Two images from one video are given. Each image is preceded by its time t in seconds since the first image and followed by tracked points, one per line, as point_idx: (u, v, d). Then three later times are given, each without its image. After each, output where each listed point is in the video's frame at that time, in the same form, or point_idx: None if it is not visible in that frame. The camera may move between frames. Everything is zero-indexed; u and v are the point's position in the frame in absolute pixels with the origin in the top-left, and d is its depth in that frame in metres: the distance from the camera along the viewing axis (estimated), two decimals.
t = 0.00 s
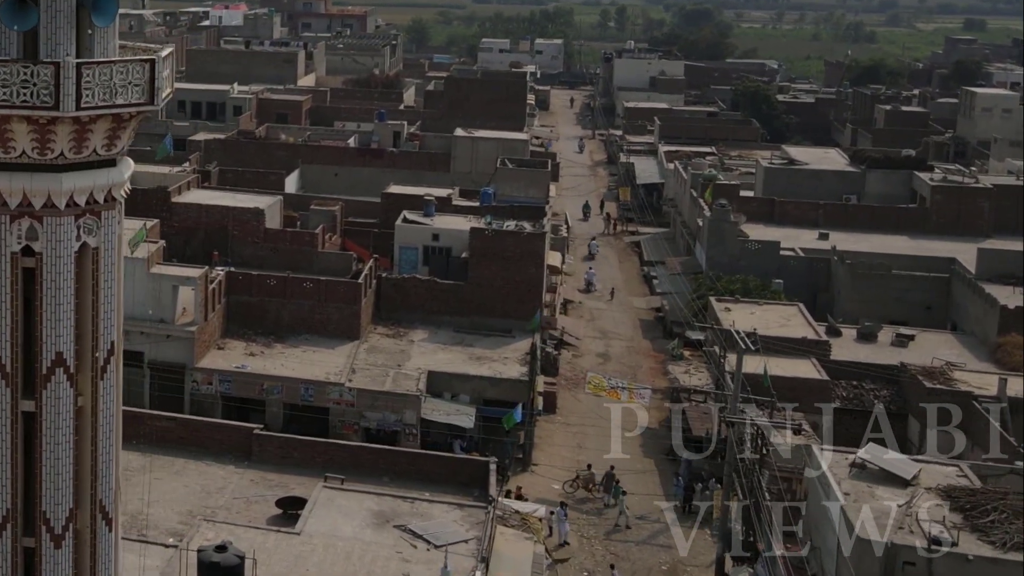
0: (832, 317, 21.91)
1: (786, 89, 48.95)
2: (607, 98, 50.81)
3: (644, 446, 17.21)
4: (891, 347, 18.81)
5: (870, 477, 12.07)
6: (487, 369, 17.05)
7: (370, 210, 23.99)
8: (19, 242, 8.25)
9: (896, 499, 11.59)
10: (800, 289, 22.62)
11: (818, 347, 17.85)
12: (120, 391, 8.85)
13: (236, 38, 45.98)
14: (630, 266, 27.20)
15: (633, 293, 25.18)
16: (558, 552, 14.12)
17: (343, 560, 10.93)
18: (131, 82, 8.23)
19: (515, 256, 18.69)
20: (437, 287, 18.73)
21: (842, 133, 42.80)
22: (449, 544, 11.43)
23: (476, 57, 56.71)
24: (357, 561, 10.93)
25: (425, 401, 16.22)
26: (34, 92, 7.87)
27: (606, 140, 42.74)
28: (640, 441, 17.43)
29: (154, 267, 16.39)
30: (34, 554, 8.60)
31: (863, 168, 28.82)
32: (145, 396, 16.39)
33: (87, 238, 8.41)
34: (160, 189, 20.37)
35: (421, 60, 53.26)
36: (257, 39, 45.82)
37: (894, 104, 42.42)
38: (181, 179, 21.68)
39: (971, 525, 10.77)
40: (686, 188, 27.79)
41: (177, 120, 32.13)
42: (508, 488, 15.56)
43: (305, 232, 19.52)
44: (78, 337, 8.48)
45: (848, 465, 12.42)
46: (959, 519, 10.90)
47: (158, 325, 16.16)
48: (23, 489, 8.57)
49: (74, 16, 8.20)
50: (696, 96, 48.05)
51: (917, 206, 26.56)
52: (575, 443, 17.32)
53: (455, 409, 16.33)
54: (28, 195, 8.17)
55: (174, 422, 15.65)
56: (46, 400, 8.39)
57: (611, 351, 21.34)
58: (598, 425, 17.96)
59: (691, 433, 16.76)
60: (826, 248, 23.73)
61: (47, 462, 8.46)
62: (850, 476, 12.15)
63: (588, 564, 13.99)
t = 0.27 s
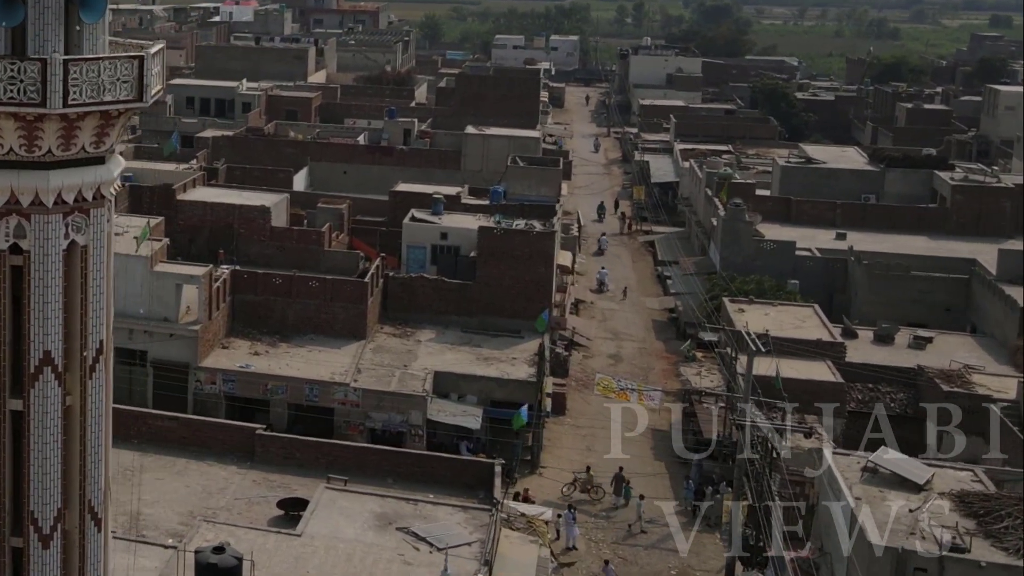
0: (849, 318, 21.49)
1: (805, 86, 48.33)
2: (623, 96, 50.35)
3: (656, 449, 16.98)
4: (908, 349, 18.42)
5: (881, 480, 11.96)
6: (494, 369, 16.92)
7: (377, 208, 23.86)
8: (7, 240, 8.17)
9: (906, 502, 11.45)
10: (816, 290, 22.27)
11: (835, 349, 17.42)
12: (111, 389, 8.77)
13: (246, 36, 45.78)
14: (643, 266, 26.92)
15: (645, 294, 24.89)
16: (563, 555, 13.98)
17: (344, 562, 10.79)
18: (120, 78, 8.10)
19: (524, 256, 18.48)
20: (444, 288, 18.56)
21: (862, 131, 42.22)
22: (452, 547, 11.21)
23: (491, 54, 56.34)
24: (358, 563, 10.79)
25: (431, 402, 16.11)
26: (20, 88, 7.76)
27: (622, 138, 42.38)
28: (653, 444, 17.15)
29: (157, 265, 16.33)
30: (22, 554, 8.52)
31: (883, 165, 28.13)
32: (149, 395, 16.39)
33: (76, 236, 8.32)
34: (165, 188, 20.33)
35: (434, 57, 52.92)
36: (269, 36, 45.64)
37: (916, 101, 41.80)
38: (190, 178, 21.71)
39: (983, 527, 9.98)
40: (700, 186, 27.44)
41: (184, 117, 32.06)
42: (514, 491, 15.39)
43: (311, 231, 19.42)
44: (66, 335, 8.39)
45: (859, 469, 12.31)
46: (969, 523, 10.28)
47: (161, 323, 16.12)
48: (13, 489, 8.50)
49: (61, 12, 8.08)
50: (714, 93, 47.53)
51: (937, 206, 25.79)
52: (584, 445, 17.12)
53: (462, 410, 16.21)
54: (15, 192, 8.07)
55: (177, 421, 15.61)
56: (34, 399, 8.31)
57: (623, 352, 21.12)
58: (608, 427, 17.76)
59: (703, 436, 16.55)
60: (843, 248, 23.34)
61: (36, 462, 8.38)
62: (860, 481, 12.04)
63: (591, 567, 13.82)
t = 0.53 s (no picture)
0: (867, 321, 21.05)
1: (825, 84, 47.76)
2: (640, 93, 49.93)
3: (667, 450, 16.79)
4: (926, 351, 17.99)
5: (894, 485, 11.82)
6: (503, 370, 16.79)
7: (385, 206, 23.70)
8: None
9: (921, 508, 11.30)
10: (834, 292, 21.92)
11: (850, 351, 17.12)
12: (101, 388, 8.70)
13: (259, 32, 45.68)
14: (657, 266, 26.66)
15: (657, 295, 24.58)
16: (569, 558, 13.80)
17: (345, 564, 10.66)
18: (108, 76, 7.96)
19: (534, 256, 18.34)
20: (452, 286, 18.42)
21: (882, 129, 41.68)
22: (456, 550, 11.07)
23: (507, 50, 56.00)
24: (360, 566, 10.65)
25: (437, 402, 15.97)
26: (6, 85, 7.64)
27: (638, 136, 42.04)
28: (665, 445, 16.93)
29: (160, 263, 16.25)
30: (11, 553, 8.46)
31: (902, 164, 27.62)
32: (153, 392, 16.39)
33: (64, 234, 8.23)
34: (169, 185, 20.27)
35: (449, 54, 52.62)
36: (281, 33, 45.49)
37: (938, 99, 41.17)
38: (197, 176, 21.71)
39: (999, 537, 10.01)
40: (716, 185, 27.10)
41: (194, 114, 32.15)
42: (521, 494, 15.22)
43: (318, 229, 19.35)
44: (55, 335, 8.30)
45: (870, 473, 12.13)
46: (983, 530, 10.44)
47: (165, 323, 16.07)
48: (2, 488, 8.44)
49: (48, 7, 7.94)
50: (732, 91, 47.03)
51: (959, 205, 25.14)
52: (594, 447, 16.93)
53: (469, 411, 16.06)
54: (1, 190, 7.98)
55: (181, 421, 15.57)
56: (22, 398, 8.23)
57: (637, 354, 20.91)
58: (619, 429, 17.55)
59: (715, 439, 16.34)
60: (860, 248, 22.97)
61: (24, 461, 8.31)
62: (873, 486, 11.82)
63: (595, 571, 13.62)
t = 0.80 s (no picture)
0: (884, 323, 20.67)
1: (846, 82, 47.18)
2: (658, 91, 49.52)
3: (679, 453, 16.63)
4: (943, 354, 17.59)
5: (907, 490, 11.63)
6: (511, 371, 16.65)
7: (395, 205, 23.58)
8: None
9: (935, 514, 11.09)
10: (850, 293, 21.60)
11: (865, 353, 16.90)
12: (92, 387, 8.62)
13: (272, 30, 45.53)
14: (672, 266, 26.41)
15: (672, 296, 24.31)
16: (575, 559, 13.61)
17: (347, 566, 10.54)
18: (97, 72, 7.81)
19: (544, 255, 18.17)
20: (461, 287, 18.28)
21: (904, 128, 41.14)
22: (458, 554, 10.92)
23: (523, 48, 55.62)
24: (362, 567, 10.52)
25: (444, 404, 15.88)
26: None
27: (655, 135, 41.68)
28: (676, 450, 16.71)
29: (164, 262, 16.19)
30: None
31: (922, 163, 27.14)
32: (157, 392, 16.35)
33: (53, 232, 8.14)
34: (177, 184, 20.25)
35: (464, 52, 52.30)
36: (294, 31, 45.32)
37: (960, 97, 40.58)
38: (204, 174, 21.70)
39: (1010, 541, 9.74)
40: (731, 184, 26.80)
41: (204, 112, 32.11)
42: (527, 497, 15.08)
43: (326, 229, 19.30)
44: (44, 333, 8.23)
45: (885, 479, 11.92)
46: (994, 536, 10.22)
47: (169, 323, 16.02)
48: None
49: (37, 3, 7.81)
50: (751, 89, 46.53)
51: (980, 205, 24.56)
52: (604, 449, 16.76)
53: (476, 413, 15.97)
54: None
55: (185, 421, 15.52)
56: (11, 397, 8.16)
57: (650, 355, 20.68)
58: (631, 432, 17.35)
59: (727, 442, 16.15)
60: (879, 249, 22.66)
61: (12, 460, 8.24)
62: (885, 491, 11.68)
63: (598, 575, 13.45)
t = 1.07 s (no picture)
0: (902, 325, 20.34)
1: (868, 81, 46.64)
2: (675, 88, 49.12)
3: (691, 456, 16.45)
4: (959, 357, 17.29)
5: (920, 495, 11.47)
6: (520, 372, 16.50)
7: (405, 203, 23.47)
8: None
9: (948, 520, 10.93)
10: (869, 295, 21.30)
11: (884, 356, 16.60)
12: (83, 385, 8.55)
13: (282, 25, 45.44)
14: (686, 266, 26.14)
15: (687, 296, 24.07)
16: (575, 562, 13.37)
17: (349, 567, 10.41)
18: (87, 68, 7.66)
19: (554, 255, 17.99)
20: (470, 286, 18.15)
21: (928, 128, 40.59)
22: (461, 556, 10.81)
23: (540, 44, 55.28)
24: (363, 569, 10.40)
25: (451, 405, 15.76)
26: None
27: (672, 133, 41.32)
28: (687, 454, 16.52)
29: (170, 260, 16.16)
30: None
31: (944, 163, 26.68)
32: (161, 391, 16.30)
33: (42, 230, 8.06)
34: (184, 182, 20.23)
35: (479, 49, 52.04)
36: (305, 27, 45.19)
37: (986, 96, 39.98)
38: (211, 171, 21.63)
39: None
40: (747, 183, 26.50)
41: (213, 109, 32.10)
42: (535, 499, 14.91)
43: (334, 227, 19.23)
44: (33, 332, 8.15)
45: (897, 483, 11.74)
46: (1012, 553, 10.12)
47: (174, 321, 15.97)
48: None
49: None
50: (771, 87, 46.05)
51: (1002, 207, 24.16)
52: (614, 451, 16.57)
53: (484, 413, 15.85)
54: None
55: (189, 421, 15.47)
56: None
57: (664, 357, 20.43)
58: (644, 434, 17.16)
59: (740, 445, 15.93)
60: (898, 249, 22.31)
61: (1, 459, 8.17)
62: (898, 496, 11.51)
63: None
